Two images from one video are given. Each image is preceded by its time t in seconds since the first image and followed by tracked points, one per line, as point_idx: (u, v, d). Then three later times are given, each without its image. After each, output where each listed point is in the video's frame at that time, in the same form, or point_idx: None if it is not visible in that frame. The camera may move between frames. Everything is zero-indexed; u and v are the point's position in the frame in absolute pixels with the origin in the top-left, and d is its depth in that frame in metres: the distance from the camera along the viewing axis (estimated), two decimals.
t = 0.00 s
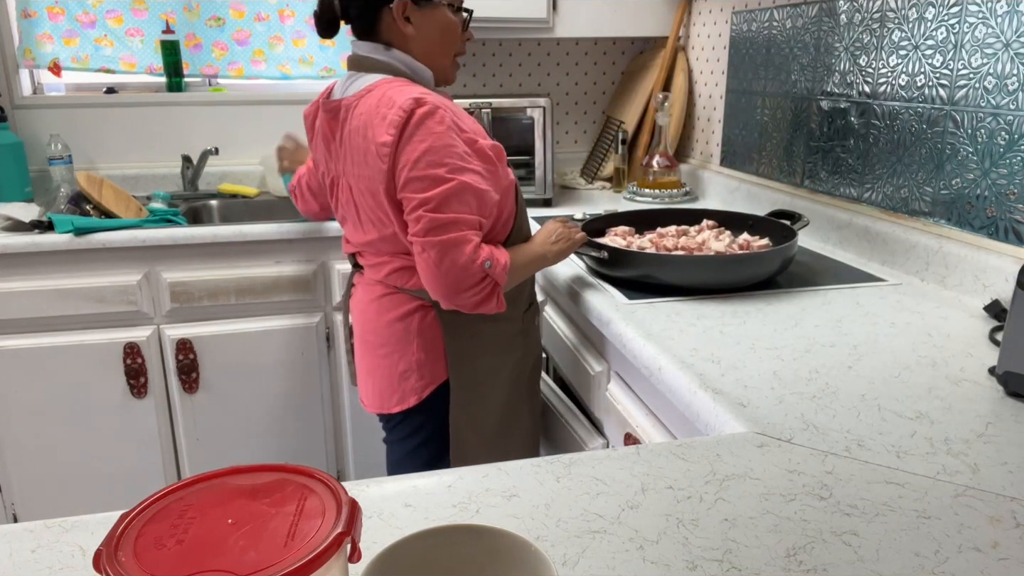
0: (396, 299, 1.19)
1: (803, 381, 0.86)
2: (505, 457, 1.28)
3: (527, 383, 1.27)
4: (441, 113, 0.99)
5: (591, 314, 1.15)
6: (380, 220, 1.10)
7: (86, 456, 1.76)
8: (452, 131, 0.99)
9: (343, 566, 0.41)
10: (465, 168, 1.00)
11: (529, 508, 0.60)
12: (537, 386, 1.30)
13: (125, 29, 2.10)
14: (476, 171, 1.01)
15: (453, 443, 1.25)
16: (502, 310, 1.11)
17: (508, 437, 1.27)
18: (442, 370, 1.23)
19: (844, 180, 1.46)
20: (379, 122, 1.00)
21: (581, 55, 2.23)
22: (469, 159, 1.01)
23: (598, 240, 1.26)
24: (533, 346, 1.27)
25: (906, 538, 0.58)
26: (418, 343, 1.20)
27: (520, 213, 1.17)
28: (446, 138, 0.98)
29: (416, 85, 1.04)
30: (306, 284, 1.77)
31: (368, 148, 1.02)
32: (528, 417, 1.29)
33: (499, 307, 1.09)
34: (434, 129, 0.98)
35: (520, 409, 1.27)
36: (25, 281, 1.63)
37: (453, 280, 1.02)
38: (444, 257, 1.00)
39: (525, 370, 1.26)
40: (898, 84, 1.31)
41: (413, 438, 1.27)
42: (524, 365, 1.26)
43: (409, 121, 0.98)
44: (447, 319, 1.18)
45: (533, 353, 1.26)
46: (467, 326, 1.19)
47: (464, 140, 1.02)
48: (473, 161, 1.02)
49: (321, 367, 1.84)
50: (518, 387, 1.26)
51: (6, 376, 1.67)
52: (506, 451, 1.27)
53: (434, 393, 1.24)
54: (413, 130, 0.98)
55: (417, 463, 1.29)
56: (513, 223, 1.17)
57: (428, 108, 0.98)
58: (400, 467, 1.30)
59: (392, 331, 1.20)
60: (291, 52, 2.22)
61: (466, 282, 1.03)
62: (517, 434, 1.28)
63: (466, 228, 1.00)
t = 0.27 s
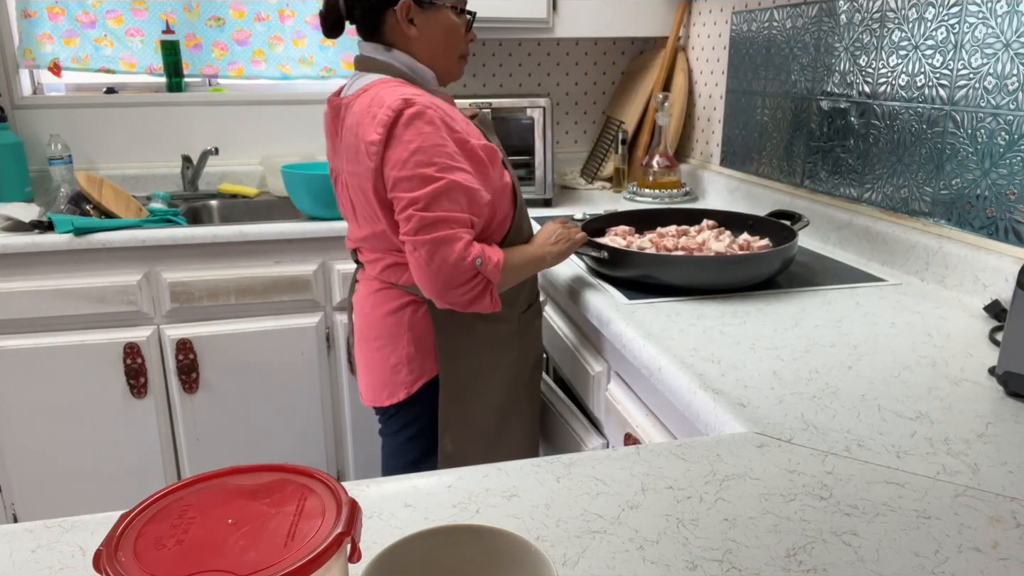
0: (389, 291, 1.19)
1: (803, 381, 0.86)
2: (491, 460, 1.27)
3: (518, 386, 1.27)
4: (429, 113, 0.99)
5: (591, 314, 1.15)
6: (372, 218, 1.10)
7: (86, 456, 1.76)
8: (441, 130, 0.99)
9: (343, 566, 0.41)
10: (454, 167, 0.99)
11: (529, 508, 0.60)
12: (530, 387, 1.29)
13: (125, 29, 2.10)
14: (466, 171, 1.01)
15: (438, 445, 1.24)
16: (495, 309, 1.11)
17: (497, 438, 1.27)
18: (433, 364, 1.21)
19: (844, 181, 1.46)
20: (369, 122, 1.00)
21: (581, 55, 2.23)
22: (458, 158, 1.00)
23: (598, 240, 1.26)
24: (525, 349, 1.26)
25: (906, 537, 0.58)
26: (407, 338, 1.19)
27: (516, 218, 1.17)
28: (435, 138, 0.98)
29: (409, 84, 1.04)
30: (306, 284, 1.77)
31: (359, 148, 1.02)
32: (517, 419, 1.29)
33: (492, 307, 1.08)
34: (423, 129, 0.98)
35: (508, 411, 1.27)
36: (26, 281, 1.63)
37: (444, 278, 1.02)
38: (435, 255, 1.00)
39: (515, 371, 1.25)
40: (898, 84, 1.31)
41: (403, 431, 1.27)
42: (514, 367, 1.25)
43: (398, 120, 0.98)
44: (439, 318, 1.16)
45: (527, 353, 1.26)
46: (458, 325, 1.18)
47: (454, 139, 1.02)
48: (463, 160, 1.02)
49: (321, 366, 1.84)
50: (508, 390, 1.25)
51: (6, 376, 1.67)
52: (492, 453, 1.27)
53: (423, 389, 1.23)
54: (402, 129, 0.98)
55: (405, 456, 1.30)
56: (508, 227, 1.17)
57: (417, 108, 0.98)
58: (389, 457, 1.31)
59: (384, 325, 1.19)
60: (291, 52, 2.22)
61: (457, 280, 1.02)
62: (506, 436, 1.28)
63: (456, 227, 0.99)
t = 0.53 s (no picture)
0: (370, 281, 1.23)
1: (803, 381, 0.86)
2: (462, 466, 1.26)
3: (495, 393, 1.24)
4: (409, 116, 1.01)
5: (591, 315, 1.15)
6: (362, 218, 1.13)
7: (85, 457, 1.76)
8: (420, 133, 1.00)
9: (343, 566, 0.41)
10: (433, 169, 1.00)
11: (529, 508, 0.60)
12: (510, 396, 1.26)
13: (125, 29, 2.10)
14: (446, 172, 1.01)
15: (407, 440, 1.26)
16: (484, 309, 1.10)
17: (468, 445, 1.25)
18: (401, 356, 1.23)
19: (844, 181, 1.46)
20: (353, 127, 1.03)
21: (581, 55, 2.23)
22: (438, 159, 1.01)
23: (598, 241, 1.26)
24: (504, 355, 1.24)
25: (906, 537, 0.58)
26: (380, 327, 1.22)
27: (503, 227, 1.15)
28: (413, 140, 0.99)
29: (391, 88, 1.06)
30: (306, 284, 1.77)
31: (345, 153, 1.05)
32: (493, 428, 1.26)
33: (479, 306, 1.08)
34: (401, 131, 0.99)
35: (483, 418, 1.25)
36: (26, 281, 1.63)
37: (427, 279, 1.02)
38: (417, 257, 1.00)
39: (491, 377, 1.23)
40: (898, 84, 1.31)
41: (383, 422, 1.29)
42: (489, 374, 1.23)
43: (376, 125, 1.00)
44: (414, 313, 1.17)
45: (508, 358, 1.24)
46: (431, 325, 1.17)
47: (434, 141, 1.03)
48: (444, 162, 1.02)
49: (321, 366, 1.84)
50: (482, 396, 1.23)
51: (6, 376, 1.67)
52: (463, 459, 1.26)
53: (395, 379, 1.25)
54: (380, 132, 1.00)
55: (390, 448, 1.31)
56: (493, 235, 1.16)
57: (395, 112, 1.00)
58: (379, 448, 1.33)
59: (361, 313, 1.24)
60: (291, 52, 2.22)
61: (440, 281, 1.02)
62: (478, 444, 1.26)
63: (437, 228, 1.00)
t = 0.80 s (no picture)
0: (364, 268, 1.28)
1: (803, 381, 0.86)
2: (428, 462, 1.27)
3: (467, 395, 1.25)
4: (407, 111, 1.03)
5: (591, 314, 1.15)
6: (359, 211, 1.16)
7: (85, 457, 1.76)
8: (416, 128, 1.02)
9: (343, 566, 0.41)
10: (427, 164, 1.02)
11: (529, 508, 0.60)
12: (484, 399, 1.26)
13: (125, 29, 2.10)
14: (440, 168, 1.03)
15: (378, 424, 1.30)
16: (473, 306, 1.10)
17: (433, 442, 1.26)
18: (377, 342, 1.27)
19: (844, 180, 1.46)
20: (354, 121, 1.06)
21: (581, 55, 2.23)
22: (433, 155, 1.03)
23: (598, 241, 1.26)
24: (481, 359, 1.23)
25: (907, 537, 0.58)
26: (362, 312, 1.27)
27: (491, 234, 1.14)
28: (410, 135, 1.01)
29: (397, 85, 1.08)
30: (306, 285, 1.77)
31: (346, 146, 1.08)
32: (462, 428, 1.27)
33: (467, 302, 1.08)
34: (398, 126, 1.02)
35: (452, 417, 1.25)
36: (26, 281, 1.63)
37: (414, 272, 1.03)
38: (406, 249, 1.02)
39: (465, 378, 1.24)
40: (898, 84, 1.31)
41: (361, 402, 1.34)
42: (462, 375, 1.23)
43: (375, 119, 1.03)
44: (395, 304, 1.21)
45: (486, 362, 1.24)
46: (407, 319, 1.20)
47: (432, 138, 1.05)
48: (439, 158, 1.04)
49: (320, 366, 1.84)
50: (454, 395, 1.24)
51: (6, 376, 1.67)
52: (428, 456, 1.27)
53: (372, 363, 1.29)
54: (377, 126, 1.02)
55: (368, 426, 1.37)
56: (482, 240, 1.15)
57: (394, 107, 1.02)
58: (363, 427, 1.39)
59: (352, 297, 1.30)
60: (290, 52, 2.22)
61: (427, 275, 1.03)
62: (444, 442, 1.27)
63: (427, 221, 1.01)
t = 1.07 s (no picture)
0: (364, 263, 1.30)
1: (803, 381, 0.86)
2: (414, 459, 1.27)
3: (456, 394, 1.25)
4: (410, 106, 1.03)
5: (591, 314, 1.14)
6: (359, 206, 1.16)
7: (85, 457, 1.76)
8: (419, 124, 1.02)
9: (343, 566, 0.41)
10: (428, 159, 1.02)
11: (529, 508, 0.60)
12: (474, 399, 1.26)
13: (125, 29, 2.10)
14: (441, 164, 1.03)
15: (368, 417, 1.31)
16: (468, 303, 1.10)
17: (420, 440, 1.26)
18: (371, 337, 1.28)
19: (844, 180, 1.45)
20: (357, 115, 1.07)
21: (581, 55, 2.23)
22: (435, 152, 1.03)
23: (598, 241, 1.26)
24: (472, 359, 1.23)
25: (907, 537, 0.58)
26: (357, 307, 1.28)
27: (487, 233, 1.14)
28: (413, 130, 1.02)
29: (402, 81, 1.09)
30: (306, 285, 1.77)
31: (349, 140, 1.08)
32: (450, 427, 1.27)
33: (463, 298, 1.08)
34: (402, 120, 1.02)
35: (443, 415, 1.25)
36: (26, 281, 1.63)
37: (412, 266, 1.03)
38: (403, 242, 1.02)
39: (455, 377, 1.23)
40: (898, 84, 1.31)
41: (355, 396, 1.36)
42: (453, 374, 1.23)
43: (378, 113, 1.03)
44: (390, 301, 1.21)
45: (478, 361, 1.24)
46: (399, 315, 1.21)
47: (434, 134, 1.05)
48: (440, 154, 1.04)
49: (320, 366, 1.84)
50: (445, 393, 1.24)
51: (6, 376, 1.67)
52: (414, 453, 1.27)
53: (365, 359, 1.30)
54: (380, 121, 1.02)
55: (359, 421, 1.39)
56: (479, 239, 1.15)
57: (397, 102, 1.02)
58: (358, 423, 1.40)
59: (349, 292, 1.31)
60: (290, 52, 2.23)
61: (425, 269, 1.03)
62: (431, 440, 1.27)
63: (426, 215, 1.01)
